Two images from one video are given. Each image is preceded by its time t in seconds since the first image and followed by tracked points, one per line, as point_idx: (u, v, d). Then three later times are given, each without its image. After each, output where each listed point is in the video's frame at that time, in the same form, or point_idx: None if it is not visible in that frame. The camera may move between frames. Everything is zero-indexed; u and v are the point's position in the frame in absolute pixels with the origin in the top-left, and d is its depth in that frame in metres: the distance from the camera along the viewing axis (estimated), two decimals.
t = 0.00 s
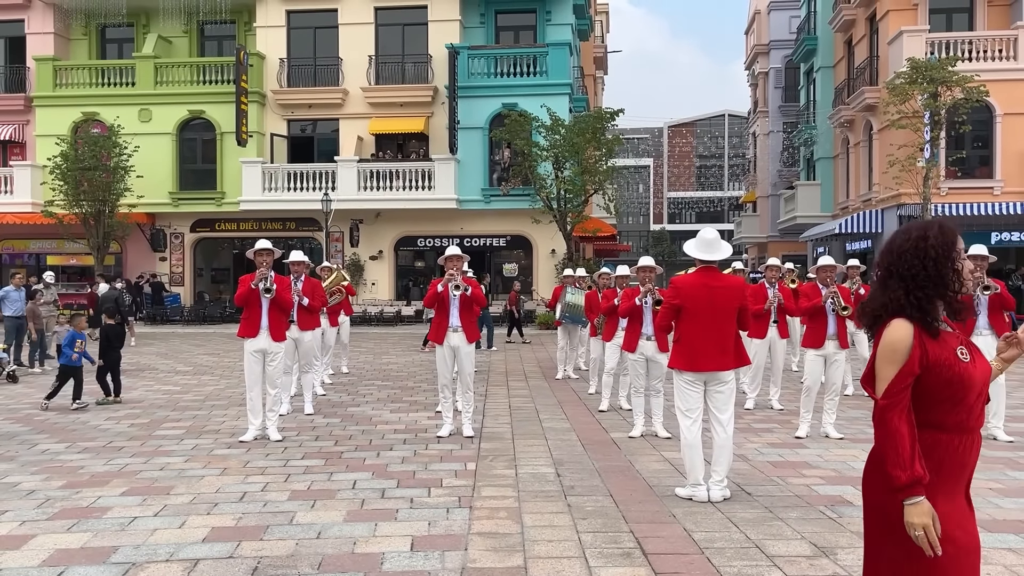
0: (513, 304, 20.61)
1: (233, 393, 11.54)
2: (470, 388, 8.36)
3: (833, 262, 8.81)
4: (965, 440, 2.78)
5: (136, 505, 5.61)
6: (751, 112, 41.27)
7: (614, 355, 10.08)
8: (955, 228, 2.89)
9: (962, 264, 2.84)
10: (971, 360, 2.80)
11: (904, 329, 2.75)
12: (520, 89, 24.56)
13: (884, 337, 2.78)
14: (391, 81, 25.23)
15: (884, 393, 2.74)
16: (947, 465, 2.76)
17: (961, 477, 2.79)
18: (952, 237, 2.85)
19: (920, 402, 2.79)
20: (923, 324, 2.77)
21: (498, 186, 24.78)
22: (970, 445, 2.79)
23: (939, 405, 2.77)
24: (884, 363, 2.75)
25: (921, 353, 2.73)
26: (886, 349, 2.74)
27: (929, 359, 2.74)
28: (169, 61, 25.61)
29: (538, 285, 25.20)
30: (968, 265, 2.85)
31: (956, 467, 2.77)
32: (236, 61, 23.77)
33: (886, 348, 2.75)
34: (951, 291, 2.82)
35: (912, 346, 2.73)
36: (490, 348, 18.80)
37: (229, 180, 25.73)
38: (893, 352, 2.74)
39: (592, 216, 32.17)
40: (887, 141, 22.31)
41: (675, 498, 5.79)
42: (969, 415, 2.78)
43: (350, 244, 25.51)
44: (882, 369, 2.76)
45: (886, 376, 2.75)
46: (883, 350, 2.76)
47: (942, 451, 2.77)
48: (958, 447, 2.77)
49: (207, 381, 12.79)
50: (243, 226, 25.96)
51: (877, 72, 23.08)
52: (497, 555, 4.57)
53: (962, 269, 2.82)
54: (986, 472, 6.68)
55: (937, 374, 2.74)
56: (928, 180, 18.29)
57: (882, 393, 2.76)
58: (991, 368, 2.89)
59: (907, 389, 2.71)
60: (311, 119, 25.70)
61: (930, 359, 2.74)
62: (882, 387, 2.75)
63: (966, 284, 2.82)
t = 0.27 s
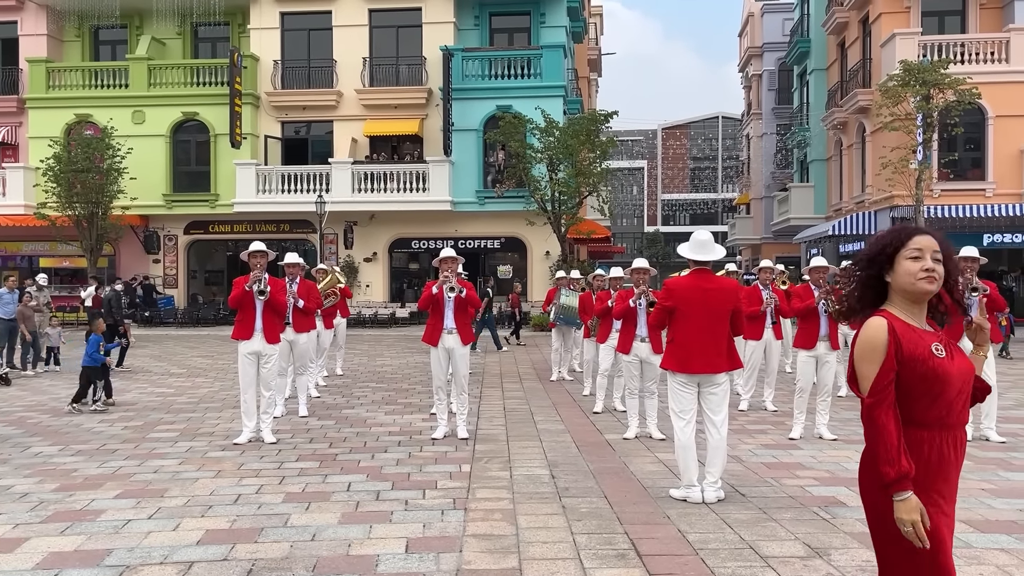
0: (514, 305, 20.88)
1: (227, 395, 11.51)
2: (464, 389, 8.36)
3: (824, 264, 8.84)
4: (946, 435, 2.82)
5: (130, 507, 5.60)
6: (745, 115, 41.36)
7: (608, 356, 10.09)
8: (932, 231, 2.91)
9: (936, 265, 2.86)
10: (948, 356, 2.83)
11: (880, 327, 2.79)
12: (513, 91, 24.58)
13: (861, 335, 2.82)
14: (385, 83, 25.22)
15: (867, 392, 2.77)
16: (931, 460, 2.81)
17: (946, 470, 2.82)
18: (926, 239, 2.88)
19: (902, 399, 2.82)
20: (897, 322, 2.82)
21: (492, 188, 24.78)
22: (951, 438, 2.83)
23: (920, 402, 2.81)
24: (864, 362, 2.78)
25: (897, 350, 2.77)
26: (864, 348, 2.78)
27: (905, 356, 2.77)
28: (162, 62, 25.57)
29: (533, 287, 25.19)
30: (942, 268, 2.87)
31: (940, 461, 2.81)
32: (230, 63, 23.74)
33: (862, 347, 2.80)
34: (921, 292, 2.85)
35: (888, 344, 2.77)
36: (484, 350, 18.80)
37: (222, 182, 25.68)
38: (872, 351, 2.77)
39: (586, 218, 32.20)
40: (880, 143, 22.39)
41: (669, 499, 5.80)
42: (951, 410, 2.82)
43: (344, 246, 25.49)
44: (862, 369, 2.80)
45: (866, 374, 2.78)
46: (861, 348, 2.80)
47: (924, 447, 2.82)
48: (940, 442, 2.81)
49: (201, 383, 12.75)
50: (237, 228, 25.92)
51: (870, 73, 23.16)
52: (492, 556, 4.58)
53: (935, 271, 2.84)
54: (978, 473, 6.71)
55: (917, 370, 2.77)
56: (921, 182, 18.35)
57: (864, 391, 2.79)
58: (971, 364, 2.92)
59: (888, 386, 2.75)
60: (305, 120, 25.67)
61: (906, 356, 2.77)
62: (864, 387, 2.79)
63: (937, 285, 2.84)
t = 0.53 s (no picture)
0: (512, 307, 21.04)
1: (218, 398, 11.49)
2: (456, 391, 8.38)
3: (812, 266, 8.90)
4: (929, 434, 2.84)
5: (120, 510, 5.59)
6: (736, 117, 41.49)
7: (599, 358, 10.12)
8: (918, 237, 2.93)
9: (921, 273, 2.88)
10: (930, 354, 2.85)
11: (860, 328, 2.83)
12: (505, 94, 24.61)
13: (843, 334, 2.86)
14: (377, 85, 25.20)
15: (840, 389, 2.83)
16: (911, 457, 2.83)
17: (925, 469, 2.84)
18: (911, 246, 2.90)
19: (880, 396, 2.86)
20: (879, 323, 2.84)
21: (484, 190, 24.80)
22: (933, 438, 2.85)
23: (898, 400, 2.83)
24: (840, 360, 2.83)
25: (876, 350, 2.81)
26: (841, 347, 2.83)
27: (884, 354, 2.81)
28: (153, 64, 25.50)
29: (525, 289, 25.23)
30: (926, 275, 2.89)
31: (919, 459, 2.83)
32: (221, 65, 23.70)
33: (840, 346, 2.84)
34: (904, 300, 2.89)
35: (865, 345, 2.81)
36: (476, 352, 18.80)
37: (213, 184, 25.62)
38: (850, 349, 2.81)
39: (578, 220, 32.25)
40: (871, 145, 22.49)
41: (660, 500, 5.82)
42: (932, 409, 2.83)
43: (336, 248, 25.46)
44: (838, 367, 2.85)
45: (841, 373, 2.84)
46: (839, 347, 2.84)
47: (904, 444, 2.83)
48: (922, 440, 2.83)
49: (191, 386, 12.72)
50: (229, 230, 25.86)
51: (860, 76, 23.27)
52: (483, 558, 4.59)
53: (919, 279, 2.86)
54: (967, 473, 6.76)
55: (896, 371, 2.80)
56: (911, 185, 18.43)
57: (837, 388, 2.85)
58: (957, 364, 2.93)
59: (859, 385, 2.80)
60: (296, 122, 25.64)
61: (886, 355, 2.81)
62: (838, 383, 2.84)
63: (920, 292, 2.87)
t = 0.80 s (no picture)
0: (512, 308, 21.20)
1: (211, 400, 11.46)
2: (450, 392, 8.37)
3: (800, 267, 8.96)
4: (921, 432, 2.86)
5: (112, 512, 5.57)
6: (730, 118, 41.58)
7: (593, 359, 10.12)
8: (915, 239, 2.94)
9: (915, 275, 2.89)
10: (924, 355, 2.87)
11: (856, 329, 2.83)
12: (499, 95, 24.62)
13: (837, 335, 2.86)
14: (371, 86, 25.19)
15: (835, 389, 2.82)
16: (904, 455, 2.84)
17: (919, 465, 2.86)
18: (907, 248, 2.91)
19: (873, 396, 2.86)
20: (873, 324, 2.85)
21: (478, 191, 24.81)
22: (925, 435, 2.87)
23: (891, 398, 2.85)
24: (836, 361, 2.83)
25: (870, 351, 2.81)
26: (836, 349, 2.83)
27: (879, 355, 2.82)
28: (146, 65, 25.43)
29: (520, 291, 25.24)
30: (921, 278, 2.91)
31: (911, 458, 2.85)
32: (214, 66, 23.66)
33: (835, 347, 2.84)
34: (897, 302, 2.90)
35: (860, 346, 2.80)
36: (470, 354, 18.78)
37: (207, 186, 25.57)
38: (846, 350, 2.81)
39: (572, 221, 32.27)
40: (864, 146, 22.56)
41: (654, 501, 5.82)
42: (924, 409, 2.86)
43: (329, 249, 25.42)
44: (833, 368, 2.84)
45: (836, 374, 2.83)
46: (833, 349, 2.84)
47: (899, 442, 2.85)
48: (914, 438, 2.85)
49: (184, 387, 12.68)
50: (222, 232, 25.81)
51: (853, 78, 23.34)
52: (476, 559, 4.59)
53: (913, 282, 2.88)
54: (959, 473, 6.79)
55: (889, 370, 2.82)
56: (903, 185, 18.49)
57: (832, 390, 2.84)
58: (950, 363, 2.96)
59: (854, 386, 2.80)
60: (290, 123, 25.60)
61: (881, 355, 2.82)
62: (832, 385, 2.84)
63: (914, 295, 2.89)
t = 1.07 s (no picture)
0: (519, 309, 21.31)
1: (209, 402, 11.44)
2: (448, 394, 8.36)
3: (793, 268, 9.01)
4: (922, 432, 2.87)
5: (110, 515, 5.56)
6: (727, 119, 41.62)
7: (591, 360, 10.13)
8: (915, 240, 2.94)
9: (914, 277, 2.89)
10: (925, 356, 2.88)
11: (859, 332, 2.83)
12: (497, 96, 24.62)
13: (840, 338, 2.85)
14: (368, 87, 25.19)
15: (842, 393, 2.80)
16: (907, 456, 2.85)
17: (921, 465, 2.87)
18: (907, 249, 2.91)
19: (877, 398, 2.86)
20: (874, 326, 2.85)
21: (476, 193, 24.81)
22: (926, 436, 2.88)
23: (893, 400, 2.85)
24: (841, 364, 2.82)
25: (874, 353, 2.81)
26: (841, 352, 2.82)
27: (882, 357, 2.82)
28: (143, 67, 25.40)
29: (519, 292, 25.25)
30: (920, 279, 2.91)
31: (914, 458, 2.85)
32: (212, 67, 23.65)
33: (839, 351, 2.83)
34: (896, 303, 2.91)
35: (866, 349, 2.80)
36: (468, 355, 18.78)
37: (204, 187, 25.56)
38: (850, 354, 2.81)
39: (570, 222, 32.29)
40: (861, 147, 22.60)
41: (653, 502, 5.82)
42: (925, 410, 2.87)
43: (327, 251, 25.41)
44: (839, 372, 2.83)
45: (843, 378, 2.81)
46: (838, 353, 2.83)
47: (901, 443, 2.85)
48: (915, 439, 2.86)
49: (182, 389, 12.67)
50: (219, 233, 25.78)
51: (850, 79, 23.38)
52: (475, 560, 4.58)
53: (912, 283, 2.88)
54: (957, 473, 6.80)
55: (892, 372, 2.82)
56: (901, 186, 18.51)
57: (839, 393, 2.82)
58: (950, 363, 2.97)
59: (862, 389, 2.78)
60: (288, 125, 25.59)
61: (884, 358, 2.82)
62: (839, 389, 2.82)
63: (913, 296, 2.89)
